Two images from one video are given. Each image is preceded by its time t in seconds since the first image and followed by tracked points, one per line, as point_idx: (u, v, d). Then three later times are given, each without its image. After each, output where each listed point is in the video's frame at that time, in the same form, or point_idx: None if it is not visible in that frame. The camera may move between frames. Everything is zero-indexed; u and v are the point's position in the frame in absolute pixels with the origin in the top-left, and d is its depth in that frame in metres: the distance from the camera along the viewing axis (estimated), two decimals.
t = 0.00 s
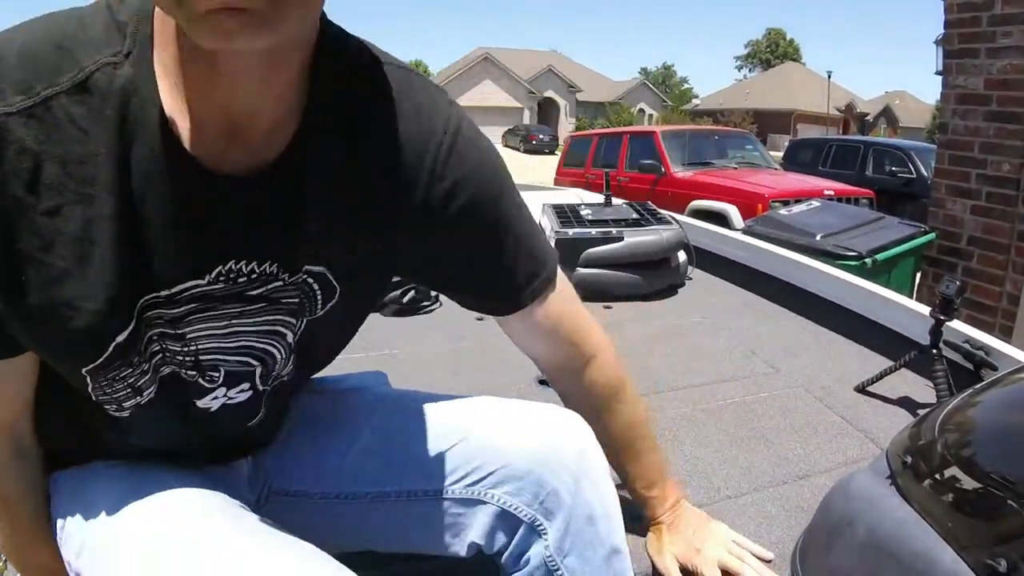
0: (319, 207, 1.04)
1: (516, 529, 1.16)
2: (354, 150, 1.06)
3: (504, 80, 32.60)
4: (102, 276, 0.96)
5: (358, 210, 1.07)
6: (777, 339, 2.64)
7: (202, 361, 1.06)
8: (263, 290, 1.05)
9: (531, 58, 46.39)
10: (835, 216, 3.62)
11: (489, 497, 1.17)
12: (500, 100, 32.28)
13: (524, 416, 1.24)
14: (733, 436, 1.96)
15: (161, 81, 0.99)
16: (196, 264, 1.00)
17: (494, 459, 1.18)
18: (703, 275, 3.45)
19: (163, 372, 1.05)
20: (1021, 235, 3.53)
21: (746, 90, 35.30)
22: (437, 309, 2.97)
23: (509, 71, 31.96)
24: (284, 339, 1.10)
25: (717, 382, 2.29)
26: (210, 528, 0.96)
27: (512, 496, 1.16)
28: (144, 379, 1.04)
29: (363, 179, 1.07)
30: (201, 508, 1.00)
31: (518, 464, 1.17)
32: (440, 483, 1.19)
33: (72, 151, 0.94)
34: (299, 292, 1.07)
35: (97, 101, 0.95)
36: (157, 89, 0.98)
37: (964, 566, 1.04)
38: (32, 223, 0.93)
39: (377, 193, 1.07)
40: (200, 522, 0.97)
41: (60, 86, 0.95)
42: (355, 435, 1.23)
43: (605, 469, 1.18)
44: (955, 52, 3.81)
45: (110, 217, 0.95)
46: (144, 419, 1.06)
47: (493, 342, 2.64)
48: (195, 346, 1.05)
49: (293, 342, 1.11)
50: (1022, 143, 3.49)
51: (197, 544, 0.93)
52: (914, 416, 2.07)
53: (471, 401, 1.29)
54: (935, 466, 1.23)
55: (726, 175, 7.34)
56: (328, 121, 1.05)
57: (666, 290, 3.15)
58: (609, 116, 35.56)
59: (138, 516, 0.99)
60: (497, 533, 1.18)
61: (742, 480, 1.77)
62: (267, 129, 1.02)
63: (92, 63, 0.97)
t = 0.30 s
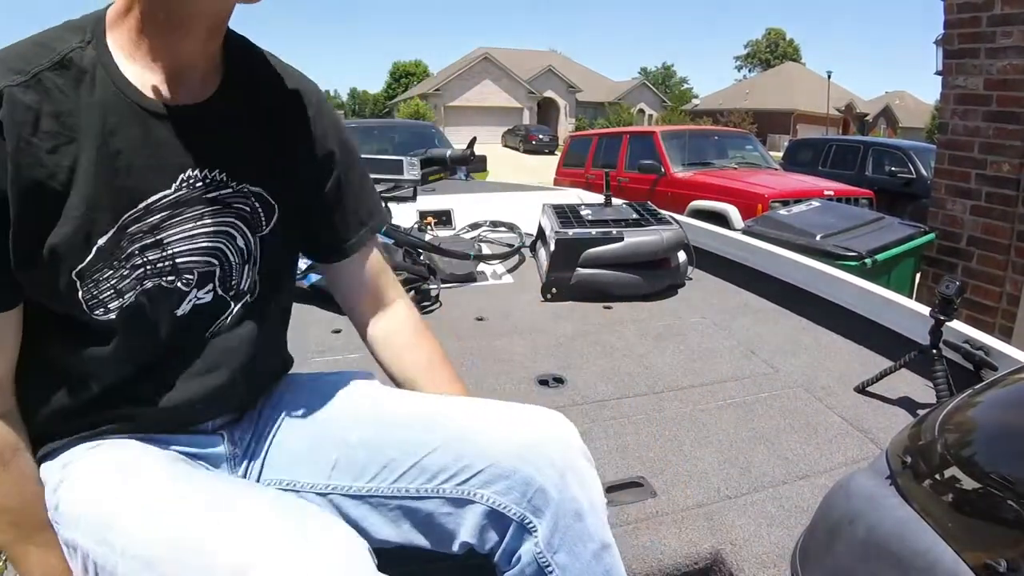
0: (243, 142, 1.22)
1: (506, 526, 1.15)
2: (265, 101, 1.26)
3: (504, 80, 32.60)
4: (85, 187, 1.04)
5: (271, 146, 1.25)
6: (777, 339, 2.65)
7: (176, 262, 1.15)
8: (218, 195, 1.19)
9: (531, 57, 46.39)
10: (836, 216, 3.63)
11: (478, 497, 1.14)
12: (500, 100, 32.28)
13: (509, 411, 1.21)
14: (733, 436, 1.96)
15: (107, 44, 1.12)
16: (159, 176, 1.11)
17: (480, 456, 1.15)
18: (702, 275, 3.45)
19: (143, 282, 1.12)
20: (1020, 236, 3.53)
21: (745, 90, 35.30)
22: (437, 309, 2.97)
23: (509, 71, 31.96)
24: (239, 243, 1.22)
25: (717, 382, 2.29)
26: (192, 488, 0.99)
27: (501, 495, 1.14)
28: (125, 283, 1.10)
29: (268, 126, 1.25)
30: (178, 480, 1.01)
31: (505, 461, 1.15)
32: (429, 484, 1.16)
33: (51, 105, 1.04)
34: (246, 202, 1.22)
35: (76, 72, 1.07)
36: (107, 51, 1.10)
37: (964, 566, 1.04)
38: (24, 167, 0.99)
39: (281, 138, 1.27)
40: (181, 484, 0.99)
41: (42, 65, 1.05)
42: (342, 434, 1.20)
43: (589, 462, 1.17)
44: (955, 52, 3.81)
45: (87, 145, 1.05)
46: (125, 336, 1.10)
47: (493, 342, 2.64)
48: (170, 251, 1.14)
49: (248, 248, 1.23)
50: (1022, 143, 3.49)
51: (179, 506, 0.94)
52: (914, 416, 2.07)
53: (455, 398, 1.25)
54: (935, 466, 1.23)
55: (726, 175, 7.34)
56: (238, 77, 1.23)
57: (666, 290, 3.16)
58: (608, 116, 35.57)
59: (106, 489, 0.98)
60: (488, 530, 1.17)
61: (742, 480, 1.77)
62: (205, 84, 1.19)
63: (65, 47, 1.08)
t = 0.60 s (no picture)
0: (223, 145, 1.29)
1: (512, 525, 1.20)
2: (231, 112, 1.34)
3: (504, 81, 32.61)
4: (99, 198, 1.05)
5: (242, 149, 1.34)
6: (777, 339, 2.65)
7: (182, 260, 1.19)
8: (211, 197, 1.25)
9: (532, 58, 46.41)
10: (835, 216, 3.62)
11: (486, 496, 1.20)
12: (500, 100, 32.29)
13: (515, 415, 1.27)
14: (734, 436, 1.96)
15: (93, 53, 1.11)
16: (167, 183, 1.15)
17: (489, 457, 1.22)
18: (702, 275, 3.45)
19: (155, 280, 1.15)
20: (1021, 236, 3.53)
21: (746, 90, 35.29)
22: (437, 309, 2.97)
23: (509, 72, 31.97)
24: (226, 244, 1.29)
25: (717, 382, 2.29)
26: (205, 483, 1.04)
27: (509, 495, 1.19)
28: (139, 285, 1.12)
29: (237, 131, 1.33)
30: (181, 480, 1.04)
31: (511, 459, 1.21)
32: (439, 483, 1.21)
33: (53, 121, 1.02)
34: (231, 205, 1.30)
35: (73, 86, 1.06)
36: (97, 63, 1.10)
37: (964, 567, 1.04)
38: (32, 187, 0.97)
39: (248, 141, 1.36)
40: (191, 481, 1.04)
41: (36, 82, 1.03)
42: (355, 439, 1.26)
43: (591, 464, 1.23)
44: (955, 53, 3.81)
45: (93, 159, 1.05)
46: (136, 340, 1.13)
47: (493, 342, 2.64)
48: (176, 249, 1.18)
49: (233, 247, 1.32)
50: (1022, 144, 3.49)
51: (200, 500, 1.00)
52: (915, 416, 2.07)
53: (464, 403, 1.31)
54: (935, 466, 1.23)
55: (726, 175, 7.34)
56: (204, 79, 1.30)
57: (666, 291, 3.15)
58: (609, 117, 35.59)
59: (113, 491, 1.01)
60: (495, 531, 1.21)
61: (742, 480, 1.77)
62: (184, 95, 1.22)
63: (54, 66, 1.06)
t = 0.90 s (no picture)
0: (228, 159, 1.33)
1: (507, 546, 1.23)
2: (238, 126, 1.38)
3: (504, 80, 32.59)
4: (122, 212, 1.09)
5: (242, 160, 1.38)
6: (777, 338, 2.65)
7: (188, 274, 1.25)
8: (213, 212, 1.31)
9: (531, 57, 46.41)
10: (835, 216, 3.63)
11: (482, 521, 1.23)
12: (500, 100, 32.29)
13: (510, 435, 1.29)
14: (734, 436, 1.96)
15: (119, 56, 1.12)
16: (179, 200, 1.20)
17: (485, 481, 1.24)
18: (702, 275, 3.45)
19: (165, 294, 1.20)
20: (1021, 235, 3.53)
21: (746, 90, 35.29)
22: (437, 309, 2.97)
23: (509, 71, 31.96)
24: (224, 256, 1.35)
25: (717, 382, 2.29)
26: (217, 489, 1.08)
27: (505, 520, 1.22)
28: (151, 299, 1.17)
29: (240, 144, 1.38)
30: (192, 488, 1.09)
31: (506, 485, 1.23)
32: (437, 508, 1.25)
33: (84, 128, 1.05)
34: (229, 218, 1.36)
35: (100, 91, 1.08)
36: (125, 67, 1.11)
37: (965, 567, 1.04)
38: (69, 197, 1.01)
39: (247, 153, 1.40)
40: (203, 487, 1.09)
41: (66, 82, 1.05)
42: (354, 459, 1.30)
43: (588, 484, 1.24)
44: (955, 53, 3.81)
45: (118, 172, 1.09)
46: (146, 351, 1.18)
47: (493, 342, 2.64)
48: (183, 264, 1.24)
49: (229, 259, 1.37)
50: (1021, 143, 3.49)
51: (217, 505, 1.04)
52: (915, 415, 2.07)
53: (461, 419, 1.33)
54: (935, 466, 1.23)
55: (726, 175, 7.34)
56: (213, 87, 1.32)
57: (666, 291, 3.15)
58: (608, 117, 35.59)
59: (122, 503, 1.05)
60: (492, 550, 1.24)
61: (742, 480, 1.77)
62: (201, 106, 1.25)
63: (86, 64, 1.08)
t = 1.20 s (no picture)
0: (248, 166, 1.35)
1: (508, 553, 1.23)
2: (260, 136, 1.41)
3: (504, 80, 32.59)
4: (136, 214, 1.12)
5: (262, 167, 1.41)
6: (777, 338, 2.65)
7: (202, 279, 1.27)
8: (230, 218, 1.32)
9: (531, 58, 46.40)
10: (836, 216, 3.63)
11: (484, 526, 1.23)
12: (500, 100, 32.28)
13: (513, 440, 1.29)
14: (733, 436, 1.96)
15: (147, 55, 1.15)
16: (194, 206, 1.22)
17: (487, 486, 1.23)
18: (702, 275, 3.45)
19: (176, 296, 1.22)
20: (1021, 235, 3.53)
21: (746, 90, 35.29)
22: (437, 309, 2.97)
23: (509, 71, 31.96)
24: (241, 263, 1.36)
25: (717, 382, 2.29)
26: (216, 492, 1.08)
27: (508, 526, 1.22)
28: (162, 301, 1.20)
29: (261, 154, 1.40)
30: (191, 489, 1.09)
31: (509, 491, 1.22)
32: (439, 511, 1.25)
33: (104, 127, 1.08)
34: (246, 225, 1.37)
35: (119, 95, 1.10)
36: (151, 66, 1.14)
37: (965, 567, 1.04)
38: (85, 194, 1.04)
39: (267, 160, 1.43)
40: (203, 492, 1.08)
41: (88, 81, 1.07)
42: (356, 462, 1.30)
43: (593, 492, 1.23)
44: (955, 53, 3.81)
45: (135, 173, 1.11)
46: (157, 352, 1.20)
47: (494, 342, 2.64)
48: (197, 268, 1.26)
49: (247, 267, 1.39)
50: (1021, 143, 3.49)
51: (213, 508, 1.04)
52: (915, 415, 2.07)
53: (464, 422, 1.33)
54: (935, 466, 1.23)
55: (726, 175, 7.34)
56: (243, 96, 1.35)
57: (666, 291, 3.16)
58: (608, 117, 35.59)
59: (122, 500, 1.06)
60: (493, 558, 1.24)
61: (742, 480, 1.77)
62: (228, 112, 1.27)
63: (111, 62, 1.11)
